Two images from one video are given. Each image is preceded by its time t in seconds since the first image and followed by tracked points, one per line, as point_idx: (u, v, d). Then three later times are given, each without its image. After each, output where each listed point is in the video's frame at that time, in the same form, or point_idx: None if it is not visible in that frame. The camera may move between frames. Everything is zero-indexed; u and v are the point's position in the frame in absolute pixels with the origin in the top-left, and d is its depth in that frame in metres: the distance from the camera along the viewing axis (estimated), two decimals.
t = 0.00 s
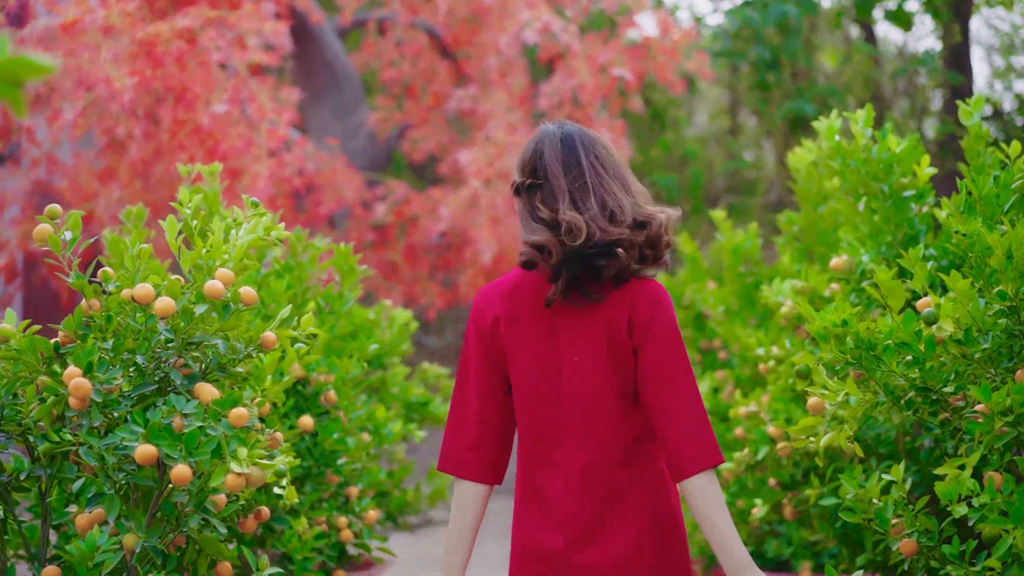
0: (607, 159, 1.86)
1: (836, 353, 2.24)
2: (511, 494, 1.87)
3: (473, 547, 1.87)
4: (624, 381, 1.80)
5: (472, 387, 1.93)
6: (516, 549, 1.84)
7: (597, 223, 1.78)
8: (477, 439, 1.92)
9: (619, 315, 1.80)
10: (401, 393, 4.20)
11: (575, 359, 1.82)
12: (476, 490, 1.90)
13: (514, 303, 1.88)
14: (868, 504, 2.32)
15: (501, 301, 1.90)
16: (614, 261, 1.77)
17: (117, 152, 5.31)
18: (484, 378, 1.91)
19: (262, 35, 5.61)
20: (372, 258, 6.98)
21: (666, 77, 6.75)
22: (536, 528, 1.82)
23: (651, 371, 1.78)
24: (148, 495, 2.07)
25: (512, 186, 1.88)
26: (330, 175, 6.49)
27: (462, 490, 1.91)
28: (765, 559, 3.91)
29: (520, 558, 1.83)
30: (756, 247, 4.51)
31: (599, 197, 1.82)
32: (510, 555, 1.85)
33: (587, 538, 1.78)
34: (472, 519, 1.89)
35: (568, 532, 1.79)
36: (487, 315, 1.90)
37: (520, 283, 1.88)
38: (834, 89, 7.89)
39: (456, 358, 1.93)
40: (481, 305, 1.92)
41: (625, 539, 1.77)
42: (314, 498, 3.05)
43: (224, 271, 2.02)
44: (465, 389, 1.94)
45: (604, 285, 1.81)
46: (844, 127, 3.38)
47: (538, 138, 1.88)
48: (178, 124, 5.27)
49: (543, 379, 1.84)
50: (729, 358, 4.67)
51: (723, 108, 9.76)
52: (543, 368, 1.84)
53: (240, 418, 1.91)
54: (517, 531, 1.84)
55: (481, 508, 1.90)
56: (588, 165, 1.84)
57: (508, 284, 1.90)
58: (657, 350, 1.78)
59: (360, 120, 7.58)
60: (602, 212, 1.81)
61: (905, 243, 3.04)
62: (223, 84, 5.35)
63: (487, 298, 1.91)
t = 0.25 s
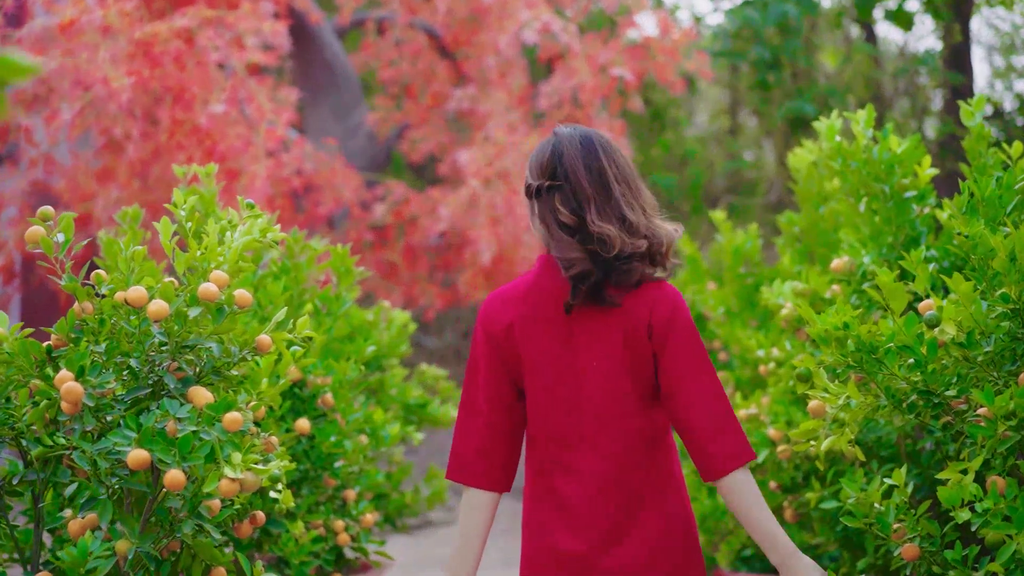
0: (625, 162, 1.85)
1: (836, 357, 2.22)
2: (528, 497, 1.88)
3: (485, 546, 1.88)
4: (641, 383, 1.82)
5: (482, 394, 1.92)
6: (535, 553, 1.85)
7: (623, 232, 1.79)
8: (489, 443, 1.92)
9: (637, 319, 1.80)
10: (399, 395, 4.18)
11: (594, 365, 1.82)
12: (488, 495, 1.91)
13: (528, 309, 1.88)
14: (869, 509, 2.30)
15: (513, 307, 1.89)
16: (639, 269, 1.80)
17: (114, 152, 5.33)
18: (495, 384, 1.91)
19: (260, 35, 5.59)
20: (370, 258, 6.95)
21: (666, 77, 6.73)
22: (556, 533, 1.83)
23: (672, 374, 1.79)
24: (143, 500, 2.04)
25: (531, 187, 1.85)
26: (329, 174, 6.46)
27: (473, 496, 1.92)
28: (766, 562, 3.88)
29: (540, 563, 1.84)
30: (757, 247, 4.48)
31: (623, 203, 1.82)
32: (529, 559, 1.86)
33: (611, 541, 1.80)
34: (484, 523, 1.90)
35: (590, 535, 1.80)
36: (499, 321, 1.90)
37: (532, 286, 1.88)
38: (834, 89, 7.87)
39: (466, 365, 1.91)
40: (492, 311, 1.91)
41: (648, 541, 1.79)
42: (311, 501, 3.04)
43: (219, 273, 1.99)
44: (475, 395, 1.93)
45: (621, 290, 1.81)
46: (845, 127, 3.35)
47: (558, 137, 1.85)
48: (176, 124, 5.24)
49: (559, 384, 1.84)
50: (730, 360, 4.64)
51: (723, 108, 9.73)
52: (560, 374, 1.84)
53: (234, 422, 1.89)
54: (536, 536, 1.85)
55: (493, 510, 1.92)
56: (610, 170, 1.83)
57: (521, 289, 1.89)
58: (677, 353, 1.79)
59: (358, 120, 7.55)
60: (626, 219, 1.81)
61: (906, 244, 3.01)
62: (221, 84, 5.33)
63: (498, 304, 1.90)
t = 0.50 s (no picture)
0: (634, 169, 1.83)
1: (837, 360, 2.20)
2: (544, 506, 1.84)
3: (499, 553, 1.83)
4: (660, 389, 1.80)
5: (495, 402, 1.87)
6: (554, 562, 1.81)
7: (628, 240, 1.78)
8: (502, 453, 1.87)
9: (657, 322, 1.79)
10: (398, 396, 4.16)
11: (613, 370, 1.79)
12: (501, 504, 1.86)
13: (543, 312, 1.84)
14: (872, 513, 2.28)
15: (528, 313, 1.85)
16: (643, 278, 1.79)
17: (112, 153, 5.32)
18: (509, 392, 1.86)
19: (259, 35, 5.56)
20: (369, 258, 6.93)
21: (666, 77, 6.70)
22: (577, 541, 1.79)
23: (693, 376, 1.79)
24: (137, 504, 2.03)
25: (541, 187, 1.82)
26: (328, 174, 6.44)
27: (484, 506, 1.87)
28: (767, 564, 3.86)
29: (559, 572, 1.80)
30: (757, 248, 4.46)
31: (630, 210, 1.80)
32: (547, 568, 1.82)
33: (629, 547, 1.77)
34: (497, 532, 1.85)
35: (612, 541, 1.77)
36: (513, 328, 1.85)
37: (546, 290, 1.85)
38: (834, 89, 7.85)
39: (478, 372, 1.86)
40: (505, 317, 1.86)
41: (670, 545, 1.77)
42: (308, 504, 3.02)
43: (214, 275, 1.97)
44: (487, 404, 1.88)
45: (640, 293, 1.80)
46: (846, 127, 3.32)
47: (568, 140, 1.83)
48: (174, 124, 5.21)
49: (577, 390, 1.81)
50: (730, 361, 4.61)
51: (723, 108, 9.71)
52: (578, 380, 1.81)
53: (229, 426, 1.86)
54: (554, 545, 1.81)
55: (506, 519, 1.87)
56: (621, 176, 1.81)
57: (534, 295, 1.86)
58: (698, 355, 1.78)
59: (357, 121, 7.52)
60: (632, 226, 1.80)
61: (908, 245, 2.99)
62: (219, 84, 5.30)
63: (512, 310, 1.86)
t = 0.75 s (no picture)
0: (645, 174, 1.84)
1: (839, 362, 2.18)
2: (555, 511, 1.81)
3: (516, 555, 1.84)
4: (675, 390, 1.80)
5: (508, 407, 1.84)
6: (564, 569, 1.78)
7: (637, 241, 1.77)
8: (512, 459, 1.84)
9: (674, 325, 1.79)
10: (397, 397, 4.14)
11: (630, 372, 1.78)
12: (514, 509, 1.85)
13: (556, 313, 1.82)
14: (873, 517, 2.26)
15: (542, 316, 1.83)
16: (651, 280, 1.77)
17: (112, 153, 5.28)
18: (521, 396, 1.84)
19: (258, 34, 5.54)
20: (369, 259, 6.91)
21: (666, 77, 6.67)
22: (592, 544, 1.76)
23: (710, 379, 1.79)
24: (132, 507, 2.01)
25: (552, 187, 1.81)
26: (327, 175, 6.42)
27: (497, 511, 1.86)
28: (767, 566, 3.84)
29: None
30: (758, 249, 4.44)
31: (640, 212, 1.80)
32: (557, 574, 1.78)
33: (644, 550, 1.75)
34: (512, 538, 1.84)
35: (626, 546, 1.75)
36: (527, 330, 1.83)
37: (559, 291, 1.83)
38: (835, 89, 7.83)
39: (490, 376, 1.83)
40: (518, 320, 1.84)
41: (685, 548, 1.75)
42: (305, 507, 3.00)
43: (209, 277, 1.95)
44: (499, 409, 1.86)
45: (655, 296, 1.80)
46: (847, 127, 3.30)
47: (579, 141, 1.83)
48: (173, 123, 5.19)
49: (593, 393, 1.79)
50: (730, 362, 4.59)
51: (723, 108, 9.68)
52: (593, 382, 1.79)
53: (224, 430, 1.85)
54: (565, 551, 1.78)
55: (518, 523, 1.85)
56: (632, 177, 1.81)
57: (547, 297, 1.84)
58: (715, 357, 1.79)
59: (356, 120, 7.49)
60: (641, 227, 1.79)
61: (909, 246, 2.98)
62: (218, 83, 5.28)
63: (525, 312, 1.84)
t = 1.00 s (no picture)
0: (656, 174, 1.89)
1: (841, 364, 2.15)
2: (565, 508, 1.88)
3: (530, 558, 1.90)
4: (685, 389, 1.88)
5: (522, 406, 1.91)
6: (575, 563, 1.84)
7: (647, 241, 1.83)
8: (524, 457, 1.91)
9: (685, 327, 1.87)
10: (396, 398, 4.12)
11: (643, 372, 1.85)
12: (526, 507, 1.91)
13: (570, 315, 1.89)
14: (875, 521, 2.25)
15: (556, 318, 1.89)
16: (658, 280, 1.83)
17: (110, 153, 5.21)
18: (535, 396, 1.90)
19: (257, 34, 5.52)
20: (368, 259, 6.89)
21: (667, 77, 6.65)
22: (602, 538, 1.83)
23: (718, 379, 1.88)
24: (128, 512, 1.99)
25: (564, 189, 1.87)
26: (326, 175, 6.39)
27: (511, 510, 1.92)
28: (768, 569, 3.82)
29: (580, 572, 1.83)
30: (758, 250, 4.42)
31: (650, 212, 1.85)
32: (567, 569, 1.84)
33: (652, 543, 1.82)
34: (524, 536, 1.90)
35: (636, 539, 1.82)
36: (541, 332, 1.90)
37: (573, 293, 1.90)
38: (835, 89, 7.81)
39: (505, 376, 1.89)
40: (533, 322, 1.91)
41: (691, 542, 1.83)
42: (303, 510, 2.99)
43: (206, 278, 1.93)
44: (511, 408, 1.92)
45: (666, 299, 1.88)
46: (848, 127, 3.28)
47: (589, 142, 1.88)
48: (172, 124, 5.16)
49: (606, 392, 1.86)
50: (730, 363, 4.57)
51: (723, 108, 9.67)
52: (606, 382, 1.86)
53: (220, 433, 1.82)
54: (577, 546, 1.84)
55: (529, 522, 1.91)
56: (642, 179, 1.86)
57: (560, 299, 1.90)
58: (723, 359, 1.87)
59: (356, 120, 7.48)
60: (651, 228, 1.85)
61: (911, 247, 2.96)
62: (217, 83, 5.26)
63: (541, 314, 1.90)
